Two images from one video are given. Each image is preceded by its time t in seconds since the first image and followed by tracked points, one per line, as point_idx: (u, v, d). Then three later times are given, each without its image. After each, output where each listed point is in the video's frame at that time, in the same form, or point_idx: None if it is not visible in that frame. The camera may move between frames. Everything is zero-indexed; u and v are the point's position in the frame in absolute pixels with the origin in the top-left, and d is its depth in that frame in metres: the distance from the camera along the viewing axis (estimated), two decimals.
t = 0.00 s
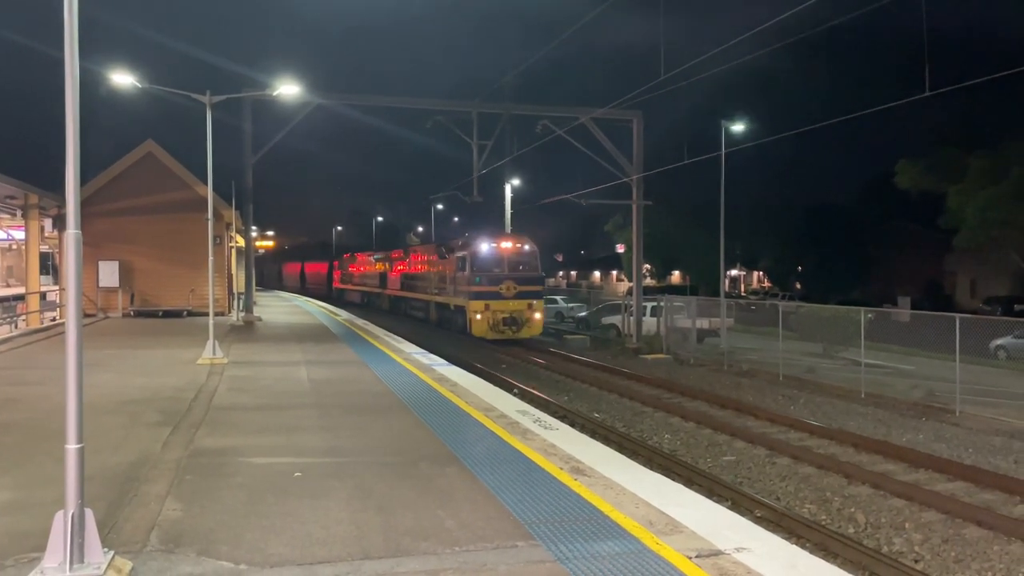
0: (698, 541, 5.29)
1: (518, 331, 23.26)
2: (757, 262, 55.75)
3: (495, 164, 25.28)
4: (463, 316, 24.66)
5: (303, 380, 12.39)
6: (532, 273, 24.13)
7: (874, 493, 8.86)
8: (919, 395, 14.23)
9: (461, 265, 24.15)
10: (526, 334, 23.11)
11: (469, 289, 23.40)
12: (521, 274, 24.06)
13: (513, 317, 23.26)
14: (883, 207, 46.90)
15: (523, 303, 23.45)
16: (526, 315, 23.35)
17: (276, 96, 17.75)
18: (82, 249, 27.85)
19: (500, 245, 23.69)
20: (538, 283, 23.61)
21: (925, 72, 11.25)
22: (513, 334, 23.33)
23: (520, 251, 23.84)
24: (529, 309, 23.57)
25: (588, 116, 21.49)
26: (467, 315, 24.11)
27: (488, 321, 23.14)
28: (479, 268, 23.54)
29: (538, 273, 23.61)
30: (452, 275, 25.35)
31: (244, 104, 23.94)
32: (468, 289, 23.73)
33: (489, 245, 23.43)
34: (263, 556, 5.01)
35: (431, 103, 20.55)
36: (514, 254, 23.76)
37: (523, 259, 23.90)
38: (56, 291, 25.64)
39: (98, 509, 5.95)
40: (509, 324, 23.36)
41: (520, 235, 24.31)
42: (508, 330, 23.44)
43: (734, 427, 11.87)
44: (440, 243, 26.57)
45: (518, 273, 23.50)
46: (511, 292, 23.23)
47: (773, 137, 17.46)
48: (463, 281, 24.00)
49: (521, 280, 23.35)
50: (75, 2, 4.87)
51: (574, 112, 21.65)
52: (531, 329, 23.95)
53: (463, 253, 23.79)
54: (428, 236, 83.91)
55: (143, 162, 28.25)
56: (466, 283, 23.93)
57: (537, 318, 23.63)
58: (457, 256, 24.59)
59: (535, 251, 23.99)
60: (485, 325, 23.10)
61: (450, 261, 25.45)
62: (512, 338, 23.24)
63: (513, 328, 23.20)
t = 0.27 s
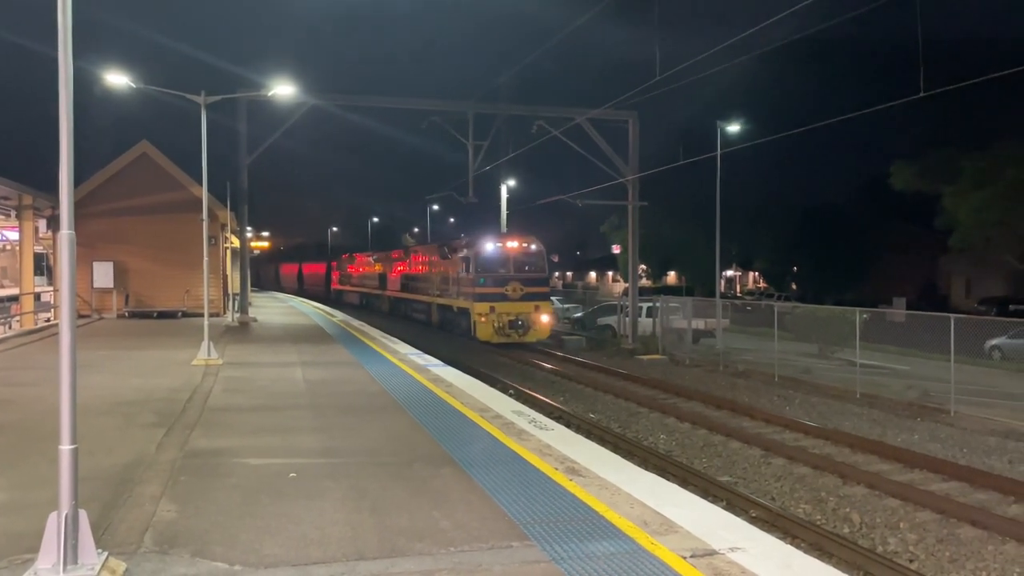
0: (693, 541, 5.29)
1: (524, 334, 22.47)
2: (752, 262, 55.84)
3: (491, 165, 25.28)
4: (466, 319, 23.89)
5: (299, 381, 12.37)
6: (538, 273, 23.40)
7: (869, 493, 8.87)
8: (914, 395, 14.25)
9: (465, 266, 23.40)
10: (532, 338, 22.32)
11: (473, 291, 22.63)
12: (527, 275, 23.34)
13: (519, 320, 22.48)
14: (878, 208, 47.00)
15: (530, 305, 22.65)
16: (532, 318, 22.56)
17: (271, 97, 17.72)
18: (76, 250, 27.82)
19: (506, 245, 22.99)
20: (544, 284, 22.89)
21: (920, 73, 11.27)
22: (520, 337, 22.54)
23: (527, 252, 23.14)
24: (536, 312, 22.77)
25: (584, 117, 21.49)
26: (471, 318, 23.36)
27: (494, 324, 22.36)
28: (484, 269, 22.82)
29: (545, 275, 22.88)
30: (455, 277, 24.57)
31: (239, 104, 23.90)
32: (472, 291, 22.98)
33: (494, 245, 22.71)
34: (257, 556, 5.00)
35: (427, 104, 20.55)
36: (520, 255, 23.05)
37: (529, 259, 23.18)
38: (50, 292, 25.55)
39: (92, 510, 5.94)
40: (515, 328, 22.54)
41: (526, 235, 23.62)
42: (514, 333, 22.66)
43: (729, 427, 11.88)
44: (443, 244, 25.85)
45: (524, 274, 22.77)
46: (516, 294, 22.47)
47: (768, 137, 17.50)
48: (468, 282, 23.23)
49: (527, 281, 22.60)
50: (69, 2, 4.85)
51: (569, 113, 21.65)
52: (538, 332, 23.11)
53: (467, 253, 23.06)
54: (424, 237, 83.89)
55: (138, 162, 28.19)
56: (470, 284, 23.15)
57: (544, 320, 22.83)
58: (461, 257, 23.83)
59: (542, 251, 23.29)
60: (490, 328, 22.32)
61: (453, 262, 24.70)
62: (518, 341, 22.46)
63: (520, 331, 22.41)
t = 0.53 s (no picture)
0: (686, 541, 5.31)
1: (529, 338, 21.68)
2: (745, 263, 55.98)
3: (484, 165, 25.28)
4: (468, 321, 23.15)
5: (292, 381, 12.35)
6: (544, 274, 22.70)
7: (860, 492, 8.91)
8: (906, 395, 14.30)
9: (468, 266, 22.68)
10: (537, 341, 21.52)
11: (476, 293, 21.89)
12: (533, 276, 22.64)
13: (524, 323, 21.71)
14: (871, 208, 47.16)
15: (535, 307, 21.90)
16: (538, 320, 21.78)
17: (264, 97, 17.68)
18: (68, 251, 27.71)
19: (511, 245, 22.33)
20: (551, 285, 22.18)
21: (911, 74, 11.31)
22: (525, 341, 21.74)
23: (532, 252, 22.47)
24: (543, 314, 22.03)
25: (577, 118, 21.49)
26: (473, 320, 22.63)
27: (497, 327, 21.60)
28: (488, 269, 22.12)
29: (551, 275, 22.16)
30: (458, 278, 23.82)
31: (232, 105, 23.85)
32: (475, 293, 22.25)
33: (498, 245, 22.02)
34: (250, 557, 5.00)
35: (420, 104, 20.54)
36: (525, 255, 22.39)
37: (535, 260, 22.49)
38: (42, 294, 25.47)
39: (84, 512, 5.92)
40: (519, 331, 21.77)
41: (531, 235, 22.96)
42: (519, 336, 21.88)
43: (722, 427, 11.91)
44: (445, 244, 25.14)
45: (529, 274, 22.07)
46: (521, 295, 21.73)
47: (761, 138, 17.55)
48: (470, 284, 22.51)
49: (533, 282, 21.88)
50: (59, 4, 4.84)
51: (563, 114, 21.67)
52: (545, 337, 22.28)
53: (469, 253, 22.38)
54: (418, 237, 83.82)
55: (130, 163, 28.09)
56: (473, 286, 22.42)
57: (550, 323, 22.02)
58: (464, 257, 23.10)
59: (547, 252, 22.63)
60: (493, 331, 21.56)
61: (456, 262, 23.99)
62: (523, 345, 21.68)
63: (524, 334, 21.63)
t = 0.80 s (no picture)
0: (677, 541, 5.32)
1: (534, 341, 20.96)
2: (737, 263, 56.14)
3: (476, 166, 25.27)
4: (468, 324, 22.30)
5: (284, 382, 12.32)
6: (549, 275, 21.95)
7: (850, 492, 8.94)
8: (896, 395, 14.36)
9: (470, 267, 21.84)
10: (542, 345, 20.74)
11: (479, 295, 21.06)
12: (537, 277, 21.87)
13: (528, 326, 20.99)
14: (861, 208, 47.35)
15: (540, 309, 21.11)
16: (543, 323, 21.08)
17: (256, 98, 17.64)
18: (57, 252, 27.53)
19: (514, 245, 21.54)
20: (556, 287, 21.45)
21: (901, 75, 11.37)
22: (529, 344, 20.98)
23: (536, 252, 21.69)
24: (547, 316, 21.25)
25: (570, 118, 21.50)
26: (474, 323, 21.79)
27: (501, 330, 20.78)
28: (491, 270, 21.31)
29: (556, 276, 21.40)
30: (458, 279, 22.97)
31: (223, 105, 23.78)
32: (477, 295, 21.44)
33: (502, 244, 21.21)
34: (240, 560, 4.98)
35: (412, 105, 20.52)
36: (529, 255, 21.61)
37: (539, 260, 21.73)
38: (32, 295, 25.34)
39: (73, 514, 5.89)
40: (524, 334, 20.96)
41: (535, 234, 22.17)
42: (523, 340, 21.11)
43: (713, 427, 11.94)
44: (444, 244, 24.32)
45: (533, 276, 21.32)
46: (525, 297, 21.00)
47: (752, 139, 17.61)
48: (472, 285, 21.65)
49: (538, 283, 21.14)
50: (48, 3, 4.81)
51: (555, 114, 21.69)
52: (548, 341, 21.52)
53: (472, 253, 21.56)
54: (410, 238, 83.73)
55: (120, 163, 27.96)
56: (475, 287, 21.59)
57: (554, 325, 21.35)
58: (464, 257, 22.24)
59: (552, 252, 21.88)
60: (497, 335, 20.73)
61: (456, 263, 23.15)
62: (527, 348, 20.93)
63: (529, 338, 20.90)
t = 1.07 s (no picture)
0: (668, 539, 5.32)
1: (540, 345, 19.94)
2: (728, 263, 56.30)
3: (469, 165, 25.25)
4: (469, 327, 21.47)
5: (275, 382, 12.28)
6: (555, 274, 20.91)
7: (841, 490, 8.98)
8: (886, 394, 14.42)
9: (472, 265, 20.82)
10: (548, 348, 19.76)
11: (481, 296, 19.99)
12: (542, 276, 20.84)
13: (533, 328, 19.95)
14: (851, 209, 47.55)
15: (546, 310, 20.10)
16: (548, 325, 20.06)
17: (246, 96, 17.58)
18: (47, 251, 27.39)
19: (519, 242, 20.51)
20: (563, 286, 20.40)
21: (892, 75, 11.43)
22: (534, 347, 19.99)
23: (542, 250, 20.67)
24: (554, 318, 20.24)
25: (562, 117, 21.50)
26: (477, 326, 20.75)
27: (504, 333, 19.73)
28: (494, 269, 20.28)
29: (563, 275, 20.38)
30: (459, 278, 21.95)
31: (214, 103, 23.69)
32: (478, 296, 20.40)
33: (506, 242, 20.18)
34: (230, 559, 4.96)
35: (403, 104, 20.50)
36: (534, 253, 20.58)
37: (545, 259, 20.68)
38: (20, 294, 25.18)
39: (62, 514, 5.85)
40: (529, 337, 19.94)
41: (540, 231, 21.13)
42: (527, 343, 20.07)
43: (704, 426, 11.96)
44: (445, 242, 23.30)
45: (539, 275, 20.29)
46: (530, 298, 19.97)
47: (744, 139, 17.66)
48: (474, 285, 20.60)
49: (543, 283, 20.12)
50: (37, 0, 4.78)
51: (547, 113, 21.69)
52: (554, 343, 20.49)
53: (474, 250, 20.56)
54: (401, 237, 83.64)
55: (110, 162, 27.86)
56: (477, 287, 20.55)
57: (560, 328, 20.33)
58: (465, 255, 21.21)
59: (558, 250, 20.85)
60: (500, 338, 19.68)
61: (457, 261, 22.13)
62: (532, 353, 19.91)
63: (534, 341, 19.88)
